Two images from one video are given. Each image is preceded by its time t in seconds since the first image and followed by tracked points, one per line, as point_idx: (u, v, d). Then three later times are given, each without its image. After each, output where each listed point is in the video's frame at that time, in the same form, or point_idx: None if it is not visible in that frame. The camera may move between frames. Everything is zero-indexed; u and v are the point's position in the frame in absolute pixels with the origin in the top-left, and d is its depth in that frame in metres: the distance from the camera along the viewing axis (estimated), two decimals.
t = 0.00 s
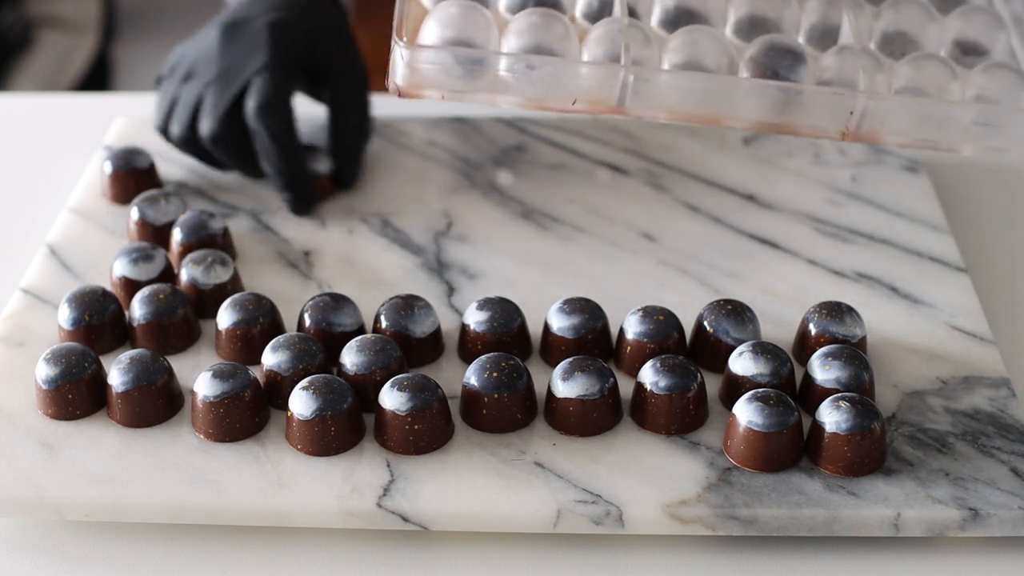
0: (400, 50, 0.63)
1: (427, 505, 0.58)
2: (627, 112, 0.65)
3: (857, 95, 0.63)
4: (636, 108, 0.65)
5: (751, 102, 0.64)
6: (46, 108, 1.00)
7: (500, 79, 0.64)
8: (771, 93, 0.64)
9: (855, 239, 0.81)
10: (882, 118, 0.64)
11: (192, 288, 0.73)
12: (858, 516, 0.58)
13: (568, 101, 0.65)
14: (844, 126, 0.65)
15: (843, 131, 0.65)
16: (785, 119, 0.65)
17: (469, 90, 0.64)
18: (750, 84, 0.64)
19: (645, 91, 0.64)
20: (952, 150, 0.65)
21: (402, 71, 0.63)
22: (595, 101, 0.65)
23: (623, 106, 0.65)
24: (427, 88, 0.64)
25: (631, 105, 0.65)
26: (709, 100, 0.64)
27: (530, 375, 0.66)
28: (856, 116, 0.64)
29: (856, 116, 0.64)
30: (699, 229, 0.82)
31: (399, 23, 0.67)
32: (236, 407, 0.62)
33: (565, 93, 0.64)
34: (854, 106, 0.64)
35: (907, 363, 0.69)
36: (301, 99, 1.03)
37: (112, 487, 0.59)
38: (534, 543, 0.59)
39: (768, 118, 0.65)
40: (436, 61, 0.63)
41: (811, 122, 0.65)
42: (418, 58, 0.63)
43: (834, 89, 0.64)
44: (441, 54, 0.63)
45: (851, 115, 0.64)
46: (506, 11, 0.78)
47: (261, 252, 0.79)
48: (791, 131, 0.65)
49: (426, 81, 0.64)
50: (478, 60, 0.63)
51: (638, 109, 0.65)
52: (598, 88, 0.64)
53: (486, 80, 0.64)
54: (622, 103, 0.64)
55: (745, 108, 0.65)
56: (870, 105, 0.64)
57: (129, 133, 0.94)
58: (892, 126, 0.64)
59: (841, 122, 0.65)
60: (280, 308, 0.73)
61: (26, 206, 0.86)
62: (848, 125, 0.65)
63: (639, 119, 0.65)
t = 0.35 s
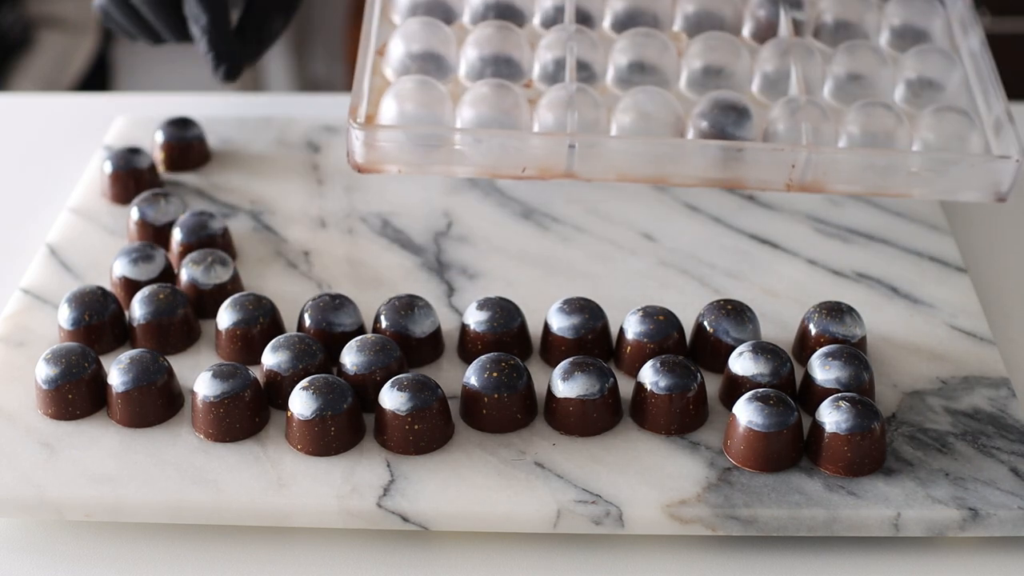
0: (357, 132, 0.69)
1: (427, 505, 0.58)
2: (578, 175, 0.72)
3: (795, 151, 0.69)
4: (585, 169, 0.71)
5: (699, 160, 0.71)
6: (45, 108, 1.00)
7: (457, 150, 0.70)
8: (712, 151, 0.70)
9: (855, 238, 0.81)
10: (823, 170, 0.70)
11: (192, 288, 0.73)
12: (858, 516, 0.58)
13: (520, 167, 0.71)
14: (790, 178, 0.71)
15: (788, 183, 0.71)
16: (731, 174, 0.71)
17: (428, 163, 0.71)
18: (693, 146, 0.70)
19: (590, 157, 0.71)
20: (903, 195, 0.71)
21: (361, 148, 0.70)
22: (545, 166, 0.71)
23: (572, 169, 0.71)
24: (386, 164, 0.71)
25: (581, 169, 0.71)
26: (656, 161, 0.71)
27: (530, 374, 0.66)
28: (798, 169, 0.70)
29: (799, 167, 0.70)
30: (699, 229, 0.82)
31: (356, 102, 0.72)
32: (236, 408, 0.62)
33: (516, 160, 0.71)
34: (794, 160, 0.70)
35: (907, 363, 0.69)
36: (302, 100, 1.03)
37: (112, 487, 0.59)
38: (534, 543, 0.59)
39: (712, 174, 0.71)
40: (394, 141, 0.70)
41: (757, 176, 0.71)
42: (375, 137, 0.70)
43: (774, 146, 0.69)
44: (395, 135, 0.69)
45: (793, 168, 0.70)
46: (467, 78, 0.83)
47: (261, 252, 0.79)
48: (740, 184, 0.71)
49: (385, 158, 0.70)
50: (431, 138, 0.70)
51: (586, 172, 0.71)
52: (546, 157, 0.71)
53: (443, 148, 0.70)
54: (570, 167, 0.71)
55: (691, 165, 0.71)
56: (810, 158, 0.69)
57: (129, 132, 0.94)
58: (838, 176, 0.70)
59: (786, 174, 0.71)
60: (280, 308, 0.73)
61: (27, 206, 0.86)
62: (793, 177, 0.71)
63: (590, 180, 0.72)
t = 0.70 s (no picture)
0: (302, 147, 0.71)
1: (427, 506, 0.58)
2: (525, 180, 0.72)
3: (740, 146, 0.70)
4: (530, 174, 0.72)
5: (645, 159, 0.71)
6: (45, 108, 1.00)
7: (404, 163, 0.71)
8: (656, 151, 0.71)
9: (855, 239, 0.81)
10: (770, 164, 0.71)
11: (191, 288, 0.73)
12: (858, 516, 0.58)
13: (465, 175, 0.72)
14: (737, 176, 0.71)
15: (735, 179, 0.72)
16: (676, 174, 0.72)
17: (378, 178, 0.72)
18: (637, 146, 0.70)
19: (535, 161, 0.71)
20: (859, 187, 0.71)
21: (310, 164, 0.71)
22: (492, 173, 0.72)
23: (518, 176, 0.72)
24: (336, 177, 0.72)
25: (526, 173, 0.72)
26: (601, 161, 0.71)
27: (530, 375, 0.66)
28: (743, 165, 0.71)
29: (745, 164, 0.71)
30: (699, 229, 0.82)
31: (303, 118, 0.73)
32: (237, 408, 0.62)
33: (460, 168, 0.72)
34: (739, 157, 0.71)
35: (908, 363, 0.69)
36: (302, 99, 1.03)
37: (112, 487, 0.59)
38: (534, 543, 0.59)
39: (660, 174, 0.72)
40: (342, 155, 0.71)
41: (704, 175, 0.72)
42: (323, 151, 0.71)
43: (717, 144, 0.70)
44: (344, 148, 0.70)
45: (738, 164, 0.71)
46: (421, 92, 0.83)
47: (261, 252, 0.79)
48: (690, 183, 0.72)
49: (335, 172, 0.72)
50: (377, 152, 0.71)
51: (533, 177, 0.72)
52: (491, 163, 0.72)
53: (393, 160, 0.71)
54: (515, 172, 0.72)
55: (638, 167, 0.71)
56: (756, 153, 0.70)
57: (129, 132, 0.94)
58: (786, 169, 0.71)
59: (733, 172, 0.71)
60: (280, 308, 0.73)
61: (27, 205, 0.86)
62: (740, 175, 0.72)
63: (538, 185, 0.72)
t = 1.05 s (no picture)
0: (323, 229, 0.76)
1: (427, 506, 0.58)
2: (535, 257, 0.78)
3: (741, 234, 0.76)
4: (540, 253, 0.78)
5: (648, 245, 0.77)
6: (45, 108, 1.00)
7: (422, 240, 0.77)
8: (661, 236, 0.77)
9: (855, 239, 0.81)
10: (772, 250, 0.77)
11: (192, 288, 0.73)
12: (858, 516, 0.58)
13: (477, 254, 0.78)
14: (738, 255, 0.77)
15: (736, 260, 0.78)
16: (677, 254, 0.78)
17: (397, 250, 0.77)
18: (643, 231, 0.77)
19: (546, 241, 0.77)
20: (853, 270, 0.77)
21: (329, 240, 0.77)
22: (503, 250, 0.77)
23: (529, 252, 0.78)
24: (356, 253, 0.78)
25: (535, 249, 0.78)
26: (608, 245, 0.77)
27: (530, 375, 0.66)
28: (744, 250, 0.77)
29: (745, 249, 0.77)
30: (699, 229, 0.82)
31: (322, 193, 0.79)
32: (237, 408, 0.62)
33: (474, 247, 0.77)
34: (740, 242, 0.77)
35: (908, 363, 0.69)
36: (302, 99, 1.03)
37: (112, 487, 0.59)
38: (534, 543, 0.59)
39: (663, 254, 0.78)
40: (363, 235, 0.77)
41: (707, 255, 0.77)
42: (342, 232, 0.77)
43: (721, 231, 0.76)
44: (362, 230, 0.77)
45: (739, 248, 0.77)
46: (432, 151, 0.85)
47: (261, 252, 0.79)
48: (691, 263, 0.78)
49: (352, 246, 0.77)
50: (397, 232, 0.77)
51: (544, 255, 0.78)
52: (504, 243, 0.77)
53: (412, 238, 0.77)
54: (526, 249, 0.77)
55: (644, 247, 0.78)
56: (757, 240, 0.76)
57: (129, 132, 0.94)
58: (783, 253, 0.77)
59: (733, 253, 0.77)
60: (280, 308, 0.73)
61: (27, 206, 0.86)
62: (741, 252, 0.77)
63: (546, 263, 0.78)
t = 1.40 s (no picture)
0: (323, 110, 0.69)
1: (427, 505, 0.58)
2: (553, 152, 0.71)
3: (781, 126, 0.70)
4: (560, 147, 0.71)
5: (678, 136, 0.71)
6: (45, 108, 1.00)
7: (428, 132, 0.71)
8: (693, 127, 0.70)
9: (855, 239, 0.81)
10: (807, 147, 0.70)
11: (191, 288, 0.73)
12: (858, 516, 0.58)
13: (494, 146, 0.71)
14: (775, 156, 0.71)
15: (772, 160, 0.71)
16: (711, 153, 0.71)
17: (399, 141, 0.71)
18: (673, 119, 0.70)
19: (567, 134, 0.71)
20: (893, 171, 0.71)
21: (331, 128, 0.70)
22: (520, 144, 0.71)
23: (547, 146, 0.71)
24: (358, 143, 0.71)
25: (557, 144, 0.71)
26: (634, 139, 0.71)
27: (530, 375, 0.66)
28: (782, 145, 0.71)
29: (784, 144, 0.71)
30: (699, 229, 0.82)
31: (324, 81, 0.71)
32: (237, 408, 0.62)
33: (490, 137, 0.71)
34: (780, 137, 0.70)
35: (908, 363, 0.69)
36: (303, 99, 1.03)
37: (112, 487, 0.59)
38: (534, 542, 0.59)
39: (694, 150, 0.71)
40: (365, 119, 0.70)
41: (740, 153, 0.71)
42: (345, 113, 0.70)
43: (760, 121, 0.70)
44: (367, 111, 0.70)
45: (778, 143, 0.71)
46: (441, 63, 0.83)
47: (261, 252, 0.79)
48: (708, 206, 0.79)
49: (356, 137, 0.71)
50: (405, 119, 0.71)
51: (562, 148, 0.71)
52: (521, 134, 0.71)
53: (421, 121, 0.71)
54: (546, 143, 0.71)
55: (672, 139, 0.71)
56: (795, 134, 0.70)
57: (129, 132, 0.94)
58: (825, 153, 0.70)
59: (772, 150, 0.71)
60: (280, 308, 0.73)
61: (27, 205, 0.86)
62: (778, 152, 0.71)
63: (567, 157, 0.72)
